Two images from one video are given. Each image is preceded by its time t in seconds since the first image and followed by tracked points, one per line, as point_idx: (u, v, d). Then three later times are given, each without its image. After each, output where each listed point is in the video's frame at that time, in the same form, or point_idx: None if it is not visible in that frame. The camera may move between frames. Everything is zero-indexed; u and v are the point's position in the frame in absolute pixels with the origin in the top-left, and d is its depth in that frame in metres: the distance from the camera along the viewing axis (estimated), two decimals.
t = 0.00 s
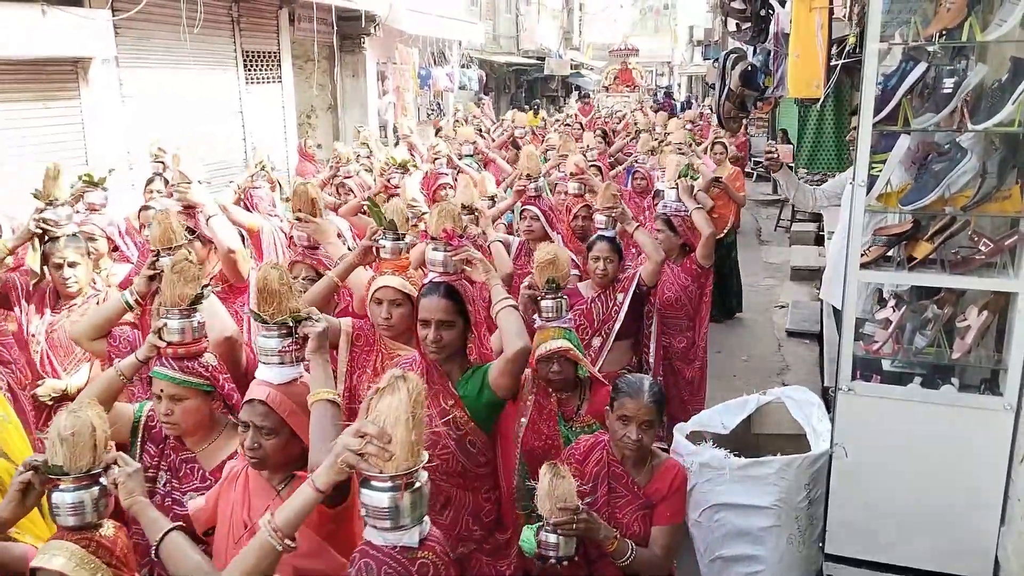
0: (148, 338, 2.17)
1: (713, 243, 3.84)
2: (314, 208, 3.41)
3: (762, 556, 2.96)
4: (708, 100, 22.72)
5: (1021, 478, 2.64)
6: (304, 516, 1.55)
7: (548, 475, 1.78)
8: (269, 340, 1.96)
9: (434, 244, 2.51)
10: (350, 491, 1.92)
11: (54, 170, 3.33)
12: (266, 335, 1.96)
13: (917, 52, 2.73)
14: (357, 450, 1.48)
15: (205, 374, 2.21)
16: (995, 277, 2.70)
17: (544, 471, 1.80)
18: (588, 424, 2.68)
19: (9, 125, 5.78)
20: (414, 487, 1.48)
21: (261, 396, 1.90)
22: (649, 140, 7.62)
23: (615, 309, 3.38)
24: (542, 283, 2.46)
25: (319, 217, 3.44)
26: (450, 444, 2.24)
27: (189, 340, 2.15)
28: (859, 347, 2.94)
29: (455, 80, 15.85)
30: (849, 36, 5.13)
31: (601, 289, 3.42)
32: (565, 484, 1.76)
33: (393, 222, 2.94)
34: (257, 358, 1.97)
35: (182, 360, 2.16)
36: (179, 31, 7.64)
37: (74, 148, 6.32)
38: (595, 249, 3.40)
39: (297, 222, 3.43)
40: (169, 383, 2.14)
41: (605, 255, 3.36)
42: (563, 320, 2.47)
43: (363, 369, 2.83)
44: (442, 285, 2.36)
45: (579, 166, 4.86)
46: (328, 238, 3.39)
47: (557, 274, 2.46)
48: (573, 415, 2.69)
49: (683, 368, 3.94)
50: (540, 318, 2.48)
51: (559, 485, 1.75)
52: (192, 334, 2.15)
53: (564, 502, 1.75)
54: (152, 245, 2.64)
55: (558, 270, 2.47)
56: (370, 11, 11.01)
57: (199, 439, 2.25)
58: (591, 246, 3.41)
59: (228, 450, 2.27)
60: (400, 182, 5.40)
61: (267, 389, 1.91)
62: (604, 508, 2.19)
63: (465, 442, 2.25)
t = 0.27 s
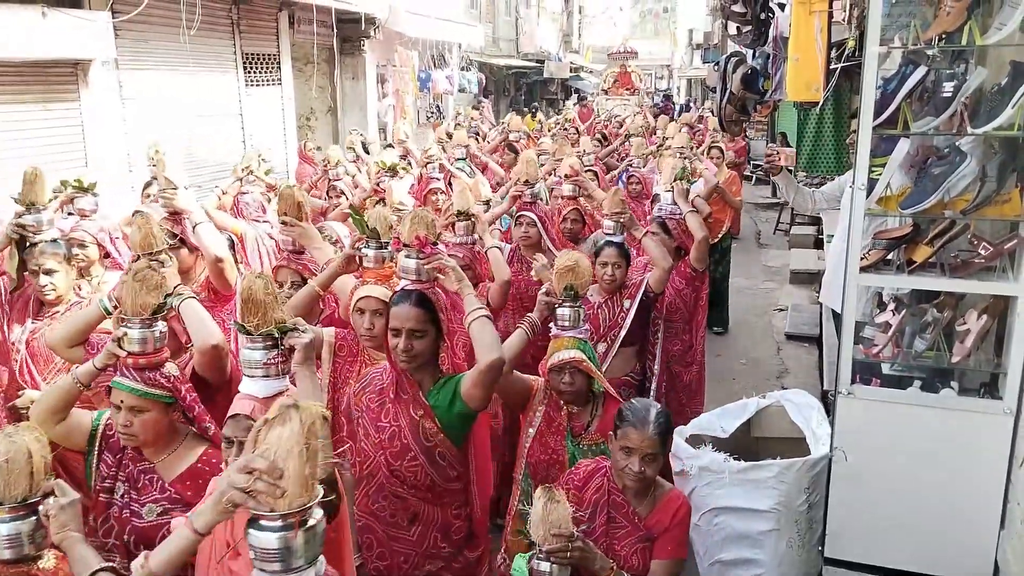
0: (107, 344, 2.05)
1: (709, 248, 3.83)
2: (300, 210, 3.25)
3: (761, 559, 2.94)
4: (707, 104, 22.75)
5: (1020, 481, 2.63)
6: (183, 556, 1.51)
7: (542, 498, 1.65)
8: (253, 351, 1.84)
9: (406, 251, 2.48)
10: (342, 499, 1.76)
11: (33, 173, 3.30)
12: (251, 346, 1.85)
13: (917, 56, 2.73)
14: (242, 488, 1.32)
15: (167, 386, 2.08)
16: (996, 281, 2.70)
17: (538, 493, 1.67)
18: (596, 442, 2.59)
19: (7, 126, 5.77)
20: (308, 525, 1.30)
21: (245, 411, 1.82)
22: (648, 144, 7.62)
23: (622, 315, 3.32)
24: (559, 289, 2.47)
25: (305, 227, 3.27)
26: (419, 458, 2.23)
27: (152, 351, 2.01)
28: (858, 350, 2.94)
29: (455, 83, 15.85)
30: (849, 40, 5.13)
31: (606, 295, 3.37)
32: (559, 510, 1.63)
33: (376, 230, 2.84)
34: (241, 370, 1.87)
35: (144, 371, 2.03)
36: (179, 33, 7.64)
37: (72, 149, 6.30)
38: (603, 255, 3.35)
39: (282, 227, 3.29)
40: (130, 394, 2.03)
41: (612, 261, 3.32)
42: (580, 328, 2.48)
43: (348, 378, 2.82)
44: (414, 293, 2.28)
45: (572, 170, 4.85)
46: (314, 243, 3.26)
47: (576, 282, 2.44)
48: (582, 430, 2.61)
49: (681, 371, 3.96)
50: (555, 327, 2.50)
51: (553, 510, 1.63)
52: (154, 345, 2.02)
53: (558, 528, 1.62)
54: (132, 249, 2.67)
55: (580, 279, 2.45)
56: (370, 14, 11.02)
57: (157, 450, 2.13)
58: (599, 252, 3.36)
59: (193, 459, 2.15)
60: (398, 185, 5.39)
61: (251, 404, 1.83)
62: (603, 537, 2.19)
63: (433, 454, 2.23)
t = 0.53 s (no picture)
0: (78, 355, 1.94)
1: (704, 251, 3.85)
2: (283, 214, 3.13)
3: (759, 562, 2.94)
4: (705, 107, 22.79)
5: (1017, 485, 2.64)
6: None
7: (533, 525, 1.69)
8: (223, 366, 1.63)
9: (376, 258, 2.29)
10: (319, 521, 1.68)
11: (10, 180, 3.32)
12: (219, 361, 1.64)
13: (915, 59, 2.73)
14: (134, 529, 1.21)
15: (143, 399, 1.91)
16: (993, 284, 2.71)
17: (529, 520, 1.71)
18: (593, 455, 2.49)
19: (5, 128, 5.76)
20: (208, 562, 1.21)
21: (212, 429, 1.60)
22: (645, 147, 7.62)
23: (623, 321, 3.32)
24: (555, 298, 2.30)
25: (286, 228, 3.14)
26: (395, 472, 2.15)
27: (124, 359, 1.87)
28: (855, 353, 2.95)
29: (453, 86, 15.86)
30: (847, 43, 5.14)
31: (608, 301, 3.37)
32: (550, 537, 1.67)
33: (346, 233, 2.64)
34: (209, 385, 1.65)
35: (117, 382, 1.88)
36: (176, 35, 7.64)
37: (70, 151, 6.30)
38: (605, 260, 3.35)
39: (264, 231, 3.17)
40: (102, 405, 1.85)
41: (614, 267, 3.32)
42: (577, 338, 2.31)
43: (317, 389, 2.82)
44: (386, 301, 2.19)
45: (564, 172, 4.83)
46: (296, 247, 3.12)
47: (572, 291, 2.28)
48: (577, 443, 2.50)
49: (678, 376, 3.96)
50: (551, 337, 2.33)
51: (544, 537, 1.66)
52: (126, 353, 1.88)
53: (547, 557, 1.65)
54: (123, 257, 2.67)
55: (577, 288, 2.28)
56: (368, 16, 11.02)
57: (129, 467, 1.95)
58: (601, 257, 3.37)
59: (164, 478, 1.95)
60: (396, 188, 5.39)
61: (220, 421, 1.61)
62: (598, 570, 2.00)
63: (410, 468, 2.16)
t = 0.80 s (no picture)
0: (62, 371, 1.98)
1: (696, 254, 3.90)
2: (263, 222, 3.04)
3: (756, 564, 2.95)
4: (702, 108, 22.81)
5: (1013, 487, 2.64)
6: None
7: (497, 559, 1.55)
8: (172, 384, 1.66)
9: (353, 266, 2.24)
10: (274, 545, 1.75)
11: None
12: (168, 378, 1.66)
13: (911, 61, 2.75)
14: None
15: (127, 411, 1.96)
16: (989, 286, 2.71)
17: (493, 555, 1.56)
18: (579, 462, 2.46)
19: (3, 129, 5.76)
20: None
21: (163, 450, 1.63)
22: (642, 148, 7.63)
23: (610, 331, 3.21)
24: (533, 305, 2.35)
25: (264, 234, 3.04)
26: (378, 487, 2.09)
27: (106, 372, 1.93)
28: (853, 354, 2.96)
29: (451, 87, 15.87)
30: (844, 45, 5.15)
31: (593, 310, 3.24)
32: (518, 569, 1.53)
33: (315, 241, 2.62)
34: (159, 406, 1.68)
35: (101, 396, 1.94)
36: (174, 36, 7.63)
37: (68, 152, 6.30)
38: (587, 267, 3.23)
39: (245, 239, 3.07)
40: (86, 420, 1.91)
41: (596, 274, 3.20)
42: (556, 345, 2.35)
43: (284, 400, 2.68)
44: (364, 310, 2.11)
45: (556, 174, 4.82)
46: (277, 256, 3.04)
47: (550, 297, 2.34)
48: (561, 452, 2.46)
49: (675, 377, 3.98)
50: (529, 345, 2.37)
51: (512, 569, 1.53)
52: (108, 365, 1.93)
53: None
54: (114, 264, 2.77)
55: (555, 295, 2.35)
56: (366, 17, 11.02)
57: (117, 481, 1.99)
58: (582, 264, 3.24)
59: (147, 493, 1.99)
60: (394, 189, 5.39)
61: (170, 442, 1.65)
62: None
63: (394, 482, 2.09)
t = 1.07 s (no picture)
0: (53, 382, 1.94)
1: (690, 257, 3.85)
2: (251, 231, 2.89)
3: (755, 566, 2.96)
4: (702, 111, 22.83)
5: (1012, 489, 2.64)
6: None
7: None
8: (113, 399, 1.66)
9: (342, 278, 2.15)
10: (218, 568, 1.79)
11: None
12: (110, 393, 1.66)
13: (910, 64, 2.75)
14: None
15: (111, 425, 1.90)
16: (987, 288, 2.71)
17: None
18: (548, 473, 2.44)
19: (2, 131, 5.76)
20: None
21: (102, 468, 1.65)
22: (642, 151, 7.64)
23: (584, 335, 3.19)
24: (508, 311, 2.29)
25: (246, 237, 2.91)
26: (361, 511, 2.05)
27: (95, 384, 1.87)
28: (852, 356, 2.96)
29: (451, 89, 15.87)
30: (843, 47, 5.15)
31: (569, 313, 3.25)
32: None
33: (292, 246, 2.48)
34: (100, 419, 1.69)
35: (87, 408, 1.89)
36: (174, 38, 7.64)
37: (68, 154, 6.30)
38: (562, 270, 3.25)
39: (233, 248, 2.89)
40: (71, 435, 1.88)
41: (570, 276, 3.22)
42: (530, 354, 2.32)
43: (262, 411, 2.67)
44: (352, 326, 2.08)
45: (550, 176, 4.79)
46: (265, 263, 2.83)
47: (524, 303, 2.27)
48: (530, 462, 2.45)
49: (670, 379, 4.01)
50: (504, 352, 2.34)
51: None
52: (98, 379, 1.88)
53: None
54: (101, 272, 2.57)
55: (530, 301, 2.27)
56: (366, 20, 11.02)
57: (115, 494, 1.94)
58: (558, 267, 3.27)
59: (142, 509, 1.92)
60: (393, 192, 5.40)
61: (110, 459, 1.67)
62: None
63: (378, 507, 2.05)
